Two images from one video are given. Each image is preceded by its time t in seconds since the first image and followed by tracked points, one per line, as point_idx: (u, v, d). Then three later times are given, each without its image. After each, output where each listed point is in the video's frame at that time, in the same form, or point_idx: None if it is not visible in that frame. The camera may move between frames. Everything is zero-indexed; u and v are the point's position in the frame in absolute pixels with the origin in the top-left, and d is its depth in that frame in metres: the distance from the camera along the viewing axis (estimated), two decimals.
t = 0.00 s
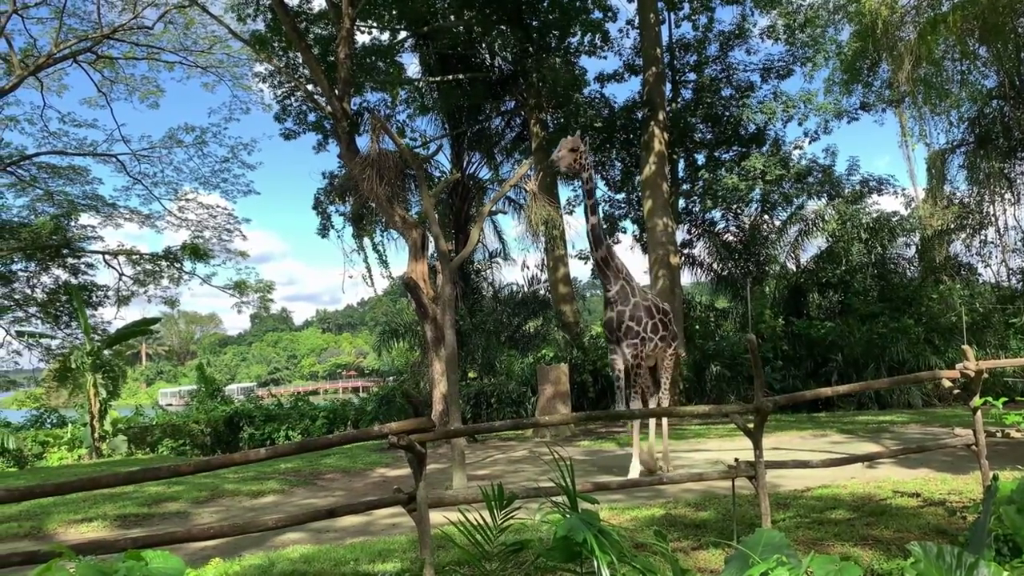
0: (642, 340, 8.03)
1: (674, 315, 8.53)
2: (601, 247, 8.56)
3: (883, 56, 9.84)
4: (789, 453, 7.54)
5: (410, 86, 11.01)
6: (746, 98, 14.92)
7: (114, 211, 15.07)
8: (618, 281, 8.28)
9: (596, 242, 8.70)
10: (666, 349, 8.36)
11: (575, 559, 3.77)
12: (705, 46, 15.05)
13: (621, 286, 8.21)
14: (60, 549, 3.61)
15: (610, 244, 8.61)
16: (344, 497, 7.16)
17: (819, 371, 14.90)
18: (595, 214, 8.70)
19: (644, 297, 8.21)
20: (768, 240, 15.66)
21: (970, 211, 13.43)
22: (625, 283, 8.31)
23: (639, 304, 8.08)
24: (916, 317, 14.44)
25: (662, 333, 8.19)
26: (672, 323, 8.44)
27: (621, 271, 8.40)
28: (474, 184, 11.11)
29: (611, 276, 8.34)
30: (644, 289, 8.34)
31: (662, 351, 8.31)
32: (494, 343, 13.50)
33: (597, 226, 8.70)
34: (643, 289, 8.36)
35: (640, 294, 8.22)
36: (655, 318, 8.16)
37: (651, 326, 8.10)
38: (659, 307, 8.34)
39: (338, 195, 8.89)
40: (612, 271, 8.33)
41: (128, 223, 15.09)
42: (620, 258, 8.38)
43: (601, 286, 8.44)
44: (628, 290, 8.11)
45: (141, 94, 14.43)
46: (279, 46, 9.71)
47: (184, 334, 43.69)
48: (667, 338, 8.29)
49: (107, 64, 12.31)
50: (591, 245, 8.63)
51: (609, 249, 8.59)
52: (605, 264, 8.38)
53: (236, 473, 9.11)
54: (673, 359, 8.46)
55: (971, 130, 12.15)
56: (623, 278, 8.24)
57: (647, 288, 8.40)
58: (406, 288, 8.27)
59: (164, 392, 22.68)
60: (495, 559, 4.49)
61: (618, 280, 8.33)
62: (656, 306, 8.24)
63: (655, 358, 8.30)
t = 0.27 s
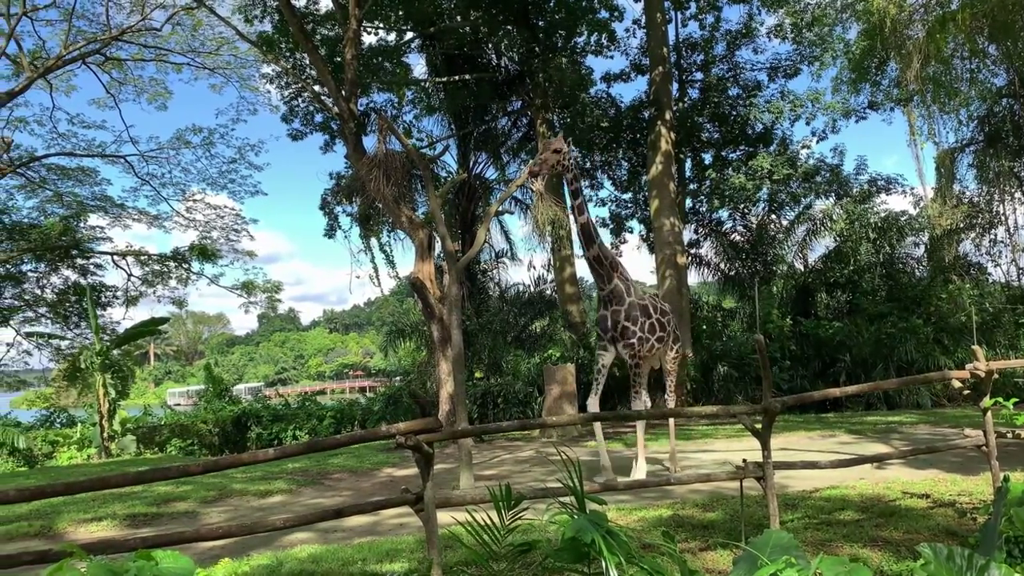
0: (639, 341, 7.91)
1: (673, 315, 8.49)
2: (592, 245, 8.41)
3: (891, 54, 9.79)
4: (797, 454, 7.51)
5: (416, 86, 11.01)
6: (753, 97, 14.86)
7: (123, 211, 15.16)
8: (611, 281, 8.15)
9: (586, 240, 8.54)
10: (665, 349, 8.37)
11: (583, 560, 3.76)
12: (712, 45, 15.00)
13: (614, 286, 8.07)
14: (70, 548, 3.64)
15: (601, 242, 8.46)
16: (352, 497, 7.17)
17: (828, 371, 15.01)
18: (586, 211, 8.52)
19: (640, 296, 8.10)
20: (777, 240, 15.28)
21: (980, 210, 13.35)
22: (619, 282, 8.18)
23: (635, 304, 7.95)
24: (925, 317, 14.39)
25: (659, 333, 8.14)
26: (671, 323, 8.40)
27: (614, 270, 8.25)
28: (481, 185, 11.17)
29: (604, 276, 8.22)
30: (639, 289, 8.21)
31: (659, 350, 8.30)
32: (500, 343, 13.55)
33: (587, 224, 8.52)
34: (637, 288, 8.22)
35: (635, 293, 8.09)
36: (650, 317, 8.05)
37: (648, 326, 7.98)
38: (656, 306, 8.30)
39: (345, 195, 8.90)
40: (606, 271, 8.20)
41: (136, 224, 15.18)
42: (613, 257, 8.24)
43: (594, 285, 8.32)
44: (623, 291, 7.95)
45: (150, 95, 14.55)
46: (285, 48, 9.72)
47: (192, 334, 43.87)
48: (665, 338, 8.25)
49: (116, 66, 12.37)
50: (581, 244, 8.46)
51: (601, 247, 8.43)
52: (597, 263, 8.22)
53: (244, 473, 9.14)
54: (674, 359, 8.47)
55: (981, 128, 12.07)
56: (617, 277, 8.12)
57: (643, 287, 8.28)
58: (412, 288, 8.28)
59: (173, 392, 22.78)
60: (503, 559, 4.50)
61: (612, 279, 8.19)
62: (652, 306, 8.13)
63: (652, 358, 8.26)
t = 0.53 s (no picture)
0: (636, 342, 7.87)
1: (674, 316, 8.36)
2: (583, 243, 8.32)
3: (903, 51, 9.73)
4: (808, 454, 7.47)
5: (425, 86, 11.03)
6: (763, 95, 14.80)
7: (134, 211, 15.26)
8: (605, 280, 8.08)
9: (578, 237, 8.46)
10: (666, 350, 8.24)
11: (594, 560, 3.76)
12: (721, 43, 14.94)
13: (608, 286, 8.02)
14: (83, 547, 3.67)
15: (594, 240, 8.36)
16: (362, 496, 7.20)
17: (839, 371, 14.91)
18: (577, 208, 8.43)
19: (636, 297, 8.01)
20: (787, 238, 15.10)
21: (993, 208, 13.25)
22: (613, 280, 8.12)
23: (630, 304, 7.90)
24: (938, 316, 14.34)
25: (658, 335, 8.00)
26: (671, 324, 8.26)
27: (607, 269, 8.16)
28: (489, 184, 11.12)
29: (597, 274, 8.14)
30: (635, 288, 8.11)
31: (659, 352, 8.17)
32: (509, 342, 13.56)
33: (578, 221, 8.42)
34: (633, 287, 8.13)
35: (631, 294, 8.00)
36: (646, 318, 7.94)
37: (644, 327, 7.89)
38: (655, 307, 8.17)
39: (354, 195, 8.92)
40: (598, 270, 8.13)
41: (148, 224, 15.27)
42: (605, 255, 8.14)
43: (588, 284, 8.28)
44: (616, 290, 7.91)
45: (160, 96, 14.63)
46: (295, 48, 9.75)
47: (203, 333, 44.10)
48: (664, 340, 8.13)
49: (127, 67, 12.45)
50: (571, 243, 8.39)
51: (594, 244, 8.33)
52: (587, 262, 8.15)
53: (255, 471, 9.19)
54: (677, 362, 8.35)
55: (994, 126, 11.96)
56: (609, 276, 8.06)
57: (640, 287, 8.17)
58: (421, 288, 8.20)
59: (184, 391, 22.90)
60: (512, 559, 4.50)
61: (605, 278, 8.13)
62: (649, 307, 8.02)
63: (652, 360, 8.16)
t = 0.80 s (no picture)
0: (634, 345, 7.73)
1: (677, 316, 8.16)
2: (575, 242, 8.13)
3: (920, 48, 9.65)
4: (825, 455, 7.41)
5: (439, 86, 11.07)
6: (779, 93, 14.71)
7: (151, 213, 15.40)
8: (599, 282, 7.93)
9: (570, 237, 8.31)
10: (669, 350, 8.11)
11: (610, 560, 3.75)
12: (736, 41, 14.86)
13: (603, 288, 7.85)
14: (103, 545, 3.71)
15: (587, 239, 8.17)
16: (377, 495, 7.22)
17: (856, 371, 14.77)
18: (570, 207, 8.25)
19: (633, 298, 7.82)
20: (803, 237, 15.10)
21: (1013, 206, 13.09)
22: (608, 280, 7.95)
23: (625, 305, 7.72)
24: (957, 315, 14.17)
25: (656, 338, 7.85)
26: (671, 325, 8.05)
27: (601, 269, 8.00)
28: (503, 184, 11.05)
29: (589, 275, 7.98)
30: (633, 289, 7.92)
31: (660, 355, 8.06)
32: (523, 342, 13.56)
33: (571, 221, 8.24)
34: (631, 288, 7.94)
35: (628, 295, 7.83)
36: (643, 320, 7.76)
37: (640, 330, 7.74)
38: (654, 308, 7.96)
39: (368, 196, 8.94)
40: (590, 271, 7.98)
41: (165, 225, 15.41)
42: (597, 256, 7.97)
43: (582, 284, 8.16)
44: (610, 293, 7.74)
45: (176, 97, 14.74)
46: (310, 50, 9.79)
47: (219, 332, 44.43)
48: (664, 342, 7.97)
49: (144, 69, 12.55)
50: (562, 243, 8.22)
51: (587, 244, 8.15)
52: (579, 264, 8.00)
53: (271, 470, 9.25)
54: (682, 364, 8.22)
55: (1014, 123, 11.80)
56: (602, 277, 7.89)
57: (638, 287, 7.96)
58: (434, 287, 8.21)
59: (201, 391, 23.11)
60: (528, 558, 4.50)
61: (599, 278, 7.97)
62: (647, 309, 7.82)
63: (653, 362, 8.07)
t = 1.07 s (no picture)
0: (641, 346, 7.46)
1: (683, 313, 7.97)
2: (572, 242, 7.95)
3: (948, 44, 9.50)
4: (852, 457, 7.32)
5: (461, 87, 11.07)
6: (803, 91, 14.57)
7: (177, 214, 15.58)
8: (600, 280, 7.72)
9: (569, 235, 8.10)
10: (675, 347, 7.93)
11: (635, 562, 3.73)
12: (760, 39, 14.74)
13: (604, 286, 7.65)
14: (134, 542, 3.79)
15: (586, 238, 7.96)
16: (401, 495, 7.25)
17: (883, 371, 14.72)
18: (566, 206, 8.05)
19: (636, 297, 7.59)
20: (828, 236, 14.87)
21: None
22: (610, 279, 7.73)
23: (628, 305, 7.49)
24: (987, 314, 14.04)
25: (662, 336, 7.71)
26: (676, 323, 7.85)
27: (602, 269, 7.76)
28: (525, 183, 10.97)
29: (592, 275, 7.75)
30: (636, 287, 7.70)
31: (666, 354, 7.91)
32: (545, 343, 13.51)
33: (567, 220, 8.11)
34: (634, 286, 7.71)
35: (632, 294, 7.61)
36: (648, 319, 7.55)
37: (644, 331, 7.49)
38: (659, 305, 7.77)
39: (391, 196, 8.98)
40: (590, 270, 7.76)
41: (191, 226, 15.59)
42: (597, 255, 7.74)
43: (583, 284, 7.94)
44: (612, 293, 7.53)
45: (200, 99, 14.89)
46: (333, 51, 9.85)
47: (244, 332, 44.85)
48: (669, 340, 7.80)
49: (170, 72, 12.71)
50: (560, 244, 8.03)
51: (586, 243, 7.92)
52: (579, 264, 7.78)
53: (296, 469, 9.32)
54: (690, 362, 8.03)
55: None
56: (603, 277, 7.66)
57: (641, 285, 7.74)
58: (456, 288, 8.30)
59: (226, 391, 23.37)
60: (552, 559, 4.51)
61: (601, 278, 7.75)
62: (651, 308, 7.61)
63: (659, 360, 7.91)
